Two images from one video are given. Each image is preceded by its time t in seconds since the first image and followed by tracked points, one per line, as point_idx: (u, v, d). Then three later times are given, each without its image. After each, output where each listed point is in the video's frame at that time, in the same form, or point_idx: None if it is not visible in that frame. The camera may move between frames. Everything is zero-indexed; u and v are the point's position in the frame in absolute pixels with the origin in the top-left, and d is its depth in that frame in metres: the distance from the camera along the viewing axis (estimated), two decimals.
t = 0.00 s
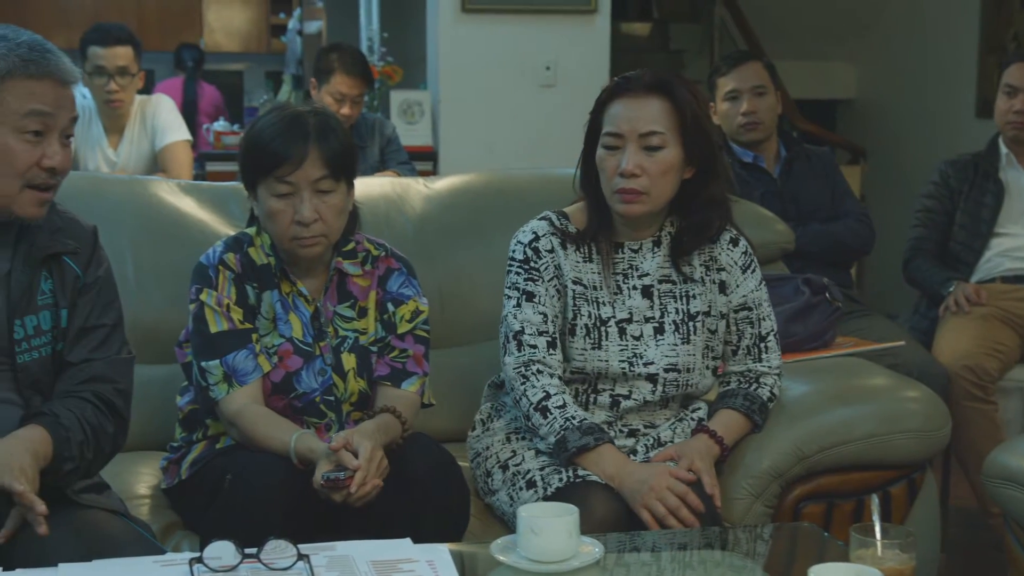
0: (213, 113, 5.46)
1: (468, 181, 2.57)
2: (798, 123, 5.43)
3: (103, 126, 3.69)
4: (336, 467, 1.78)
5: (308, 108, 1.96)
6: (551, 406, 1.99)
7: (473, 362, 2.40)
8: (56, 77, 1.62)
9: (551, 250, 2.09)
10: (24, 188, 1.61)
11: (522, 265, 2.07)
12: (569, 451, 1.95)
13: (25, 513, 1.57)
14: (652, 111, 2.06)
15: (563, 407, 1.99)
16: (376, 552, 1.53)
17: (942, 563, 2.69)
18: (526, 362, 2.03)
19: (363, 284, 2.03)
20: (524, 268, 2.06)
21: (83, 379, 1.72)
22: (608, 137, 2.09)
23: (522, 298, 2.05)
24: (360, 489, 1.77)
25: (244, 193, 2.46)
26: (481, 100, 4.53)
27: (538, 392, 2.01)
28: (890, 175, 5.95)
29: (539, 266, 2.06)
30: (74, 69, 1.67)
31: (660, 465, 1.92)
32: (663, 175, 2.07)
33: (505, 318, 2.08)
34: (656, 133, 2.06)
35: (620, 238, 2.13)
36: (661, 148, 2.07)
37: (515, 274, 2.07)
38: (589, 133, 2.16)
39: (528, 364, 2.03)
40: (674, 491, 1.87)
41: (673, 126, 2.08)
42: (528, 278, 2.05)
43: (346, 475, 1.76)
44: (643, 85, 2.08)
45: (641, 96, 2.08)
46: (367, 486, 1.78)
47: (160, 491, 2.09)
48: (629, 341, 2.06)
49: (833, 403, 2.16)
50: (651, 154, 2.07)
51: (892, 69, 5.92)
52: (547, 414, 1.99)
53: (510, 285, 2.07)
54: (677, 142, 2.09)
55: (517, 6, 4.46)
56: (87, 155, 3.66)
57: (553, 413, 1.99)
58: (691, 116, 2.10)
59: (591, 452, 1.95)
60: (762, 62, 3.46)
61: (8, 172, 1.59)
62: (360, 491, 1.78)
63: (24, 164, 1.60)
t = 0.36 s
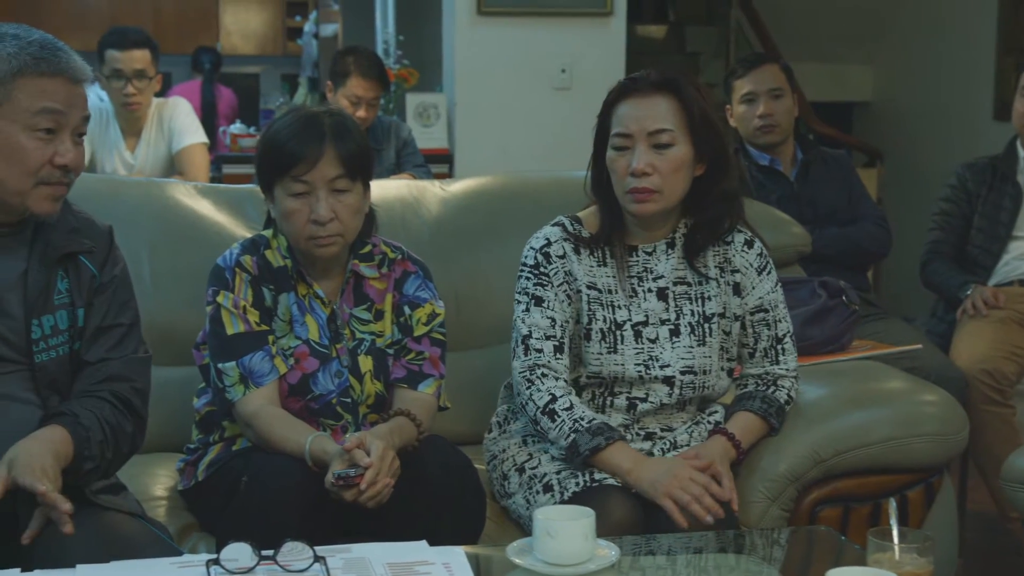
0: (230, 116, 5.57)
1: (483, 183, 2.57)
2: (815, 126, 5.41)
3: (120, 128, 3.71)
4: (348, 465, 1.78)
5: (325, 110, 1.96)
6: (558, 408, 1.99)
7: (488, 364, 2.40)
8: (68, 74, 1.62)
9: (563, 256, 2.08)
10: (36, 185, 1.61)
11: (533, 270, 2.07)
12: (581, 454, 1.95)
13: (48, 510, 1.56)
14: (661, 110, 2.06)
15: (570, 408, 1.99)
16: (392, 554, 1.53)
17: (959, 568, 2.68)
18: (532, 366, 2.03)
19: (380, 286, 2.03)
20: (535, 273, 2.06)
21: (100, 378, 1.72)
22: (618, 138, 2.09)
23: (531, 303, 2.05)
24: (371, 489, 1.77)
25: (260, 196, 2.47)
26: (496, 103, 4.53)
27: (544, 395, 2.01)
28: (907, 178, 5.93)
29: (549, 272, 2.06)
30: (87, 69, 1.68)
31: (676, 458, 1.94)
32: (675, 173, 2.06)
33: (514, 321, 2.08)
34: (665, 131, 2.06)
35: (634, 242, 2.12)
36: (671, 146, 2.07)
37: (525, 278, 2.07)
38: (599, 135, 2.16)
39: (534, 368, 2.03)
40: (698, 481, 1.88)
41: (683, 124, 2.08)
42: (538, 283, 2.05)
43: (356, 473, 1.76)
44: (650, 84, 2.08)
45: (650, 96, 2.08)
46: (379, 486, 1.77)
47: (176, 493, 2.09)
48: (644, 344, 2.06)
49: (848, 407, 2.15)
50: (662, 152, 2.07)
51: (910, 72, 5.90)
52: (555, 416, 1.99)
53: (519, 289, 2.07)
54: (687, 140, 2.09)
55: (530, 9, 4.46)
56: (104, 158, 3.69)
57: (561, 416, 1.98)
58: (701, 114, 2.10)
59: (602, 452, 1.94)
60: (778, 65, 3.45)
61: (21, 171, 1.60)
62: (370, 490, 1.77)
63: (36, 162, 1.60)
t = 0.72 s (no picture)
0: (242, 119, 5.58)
1: (499, 187, 2.58)
2: (832, 129, 5.39)
3: (138, 131, 3.74)
4: (361, 468, 1.79)
5: (341, 113, 1.96)
6: (560, 401, 2.01)
7: (503, 367, 2.41)
8: (79, 69, 1.62)
9: (578, 259, 2.09)
10: (50, 179, 1.60)
11: (546, 271, 2.07)
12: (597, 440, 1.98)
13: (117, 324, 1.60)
14: (679, 112, 2.07)
15: (572, 398, 2.01)
16: (407, 557, 1.53)
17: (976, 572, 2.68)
18: (530, 366, 2.04)
19: (395, 290, 2.04)
20: (548, 274, 2.07)
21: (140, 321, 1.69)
22: (635, 141, 2.09)
23: (539, 304, 2.05)
24: (383, 492, 1.77)
25: (276, 198, 2.47)
26: (512, 106, 4.53)
27: (544, 392, 2.02)
28: (924, 181, 5.91)
29: (563, 274, 2.07)
30: (97, 64, 1.68)
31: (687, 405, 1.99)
32: (693, 175, 2.06)
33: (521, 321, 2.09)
34: (682, 134, 2.06)
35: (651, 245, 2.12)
36: (688, 149, 2.07)
37: (538, 279, 2.08)
38: (617, 138, 2.16)
39: (531, 369, 2.04)
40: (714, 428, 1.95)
41: (700, 128, 2.08)
42: (549, 284, 2.06)
43: (368, 474, 1.76)
44: (666, 88, 2.08)
45: (667, 99, 2.08)
46: (391, 488, 1.78)
47: (193, 495, 2.10)
48: (660, 347, 2.05)
49: (864, 410, 2.14)
50: (679, 155, 2.07)
51: (928, 74, 5.87)
52: (559, 410, 2.00)
53: (530, 290, 2.08)
54: (705, 144, 2.09)
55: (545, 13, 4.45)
56: (121, 162, 3.72)
57: (564, 408, 2.00)
58: (717, 116, 2.10)
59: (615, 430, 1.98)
60: (795, 67, 3.44)
61: (35, 163, 1.58)
62: (382, 492, 1.77)
63: (50, 155, 1.59)
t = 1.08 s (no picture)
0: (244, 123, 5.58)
1: (514, 189, 2.58)
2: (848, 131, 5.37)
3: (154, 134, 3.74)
4: (375, 470, 1.78)
5: (357, 116, 1.97)
6: (569, 412, 2.02)
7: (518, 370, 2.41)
8: (93, 70, 1.62)
9: (596, 264, 2.09)
10: (67, 184, 1.61)
11: (564, 275, 2.07)
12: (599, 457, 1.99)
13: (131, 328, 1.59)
14: (700, 121, 2.06)
15: (581, 412, 2.02)
16: (422, 559, 1.53)
17: None
18: (543, 370, 2.05)
19: (411, 293, 2.04)
20: (566, 279, 2.07)
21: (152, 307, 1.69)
22: (655, 149, 2.08)
23: (556, 308, 2.05)
24: (395, 493, 1.77)
25: (292, 201, 2.48)
26: (527, 109, 4.54)
27: (555, 400, 2.03)
28: (940, 184, 5.89)
29: (581, 279, 2.07)
30: (109, 64, 1.68)
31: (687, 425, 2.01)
32: (712, 184, 2.06)
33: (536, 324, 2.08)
34: (703, 143, 2.06)
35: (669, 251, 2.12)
36: (708, 157, 2.06)
37: (555, 283, 2.07)
38: (637, 144, 2.16)
39: (545, 373, 2.04)
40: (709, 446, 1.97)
41: (720, 136, 2.08)
42: (567, 289, 2.06)
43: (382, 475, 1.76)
44: (687, 96, 2.08)
45: (687, 107, 2.07)
46: (404, 490, 1.77)
47: (208, 497, 2.11)
48: (677, 354, 2.05)
49: (880, 414, 2.13)
50: (699, 163, 2.06)
51: (944, 76, 5.86)
52: (568, 421, 2.02)
53: (547, 293, 2.07)
54: (725, 152, 2.08)
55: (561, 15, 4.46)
56: (137, 164, 3.72)
57: (573, 421, 2.01)
58: (738, 123, 2.09)
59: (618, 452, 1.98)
60: (809, 70, 3.44)
61: (51, 169, 1.59)
62: (395, 493, 1.77)
63: (65, 160, 1.59)
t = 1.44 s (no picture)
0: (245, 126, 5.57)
1: (529, 192, 2.58)
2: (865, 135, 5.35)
3: (170, 137, 3.75)
4: (390, 472, 1.78)
5: (373, 120, 1.97)
6: (592, 416, 2.01)
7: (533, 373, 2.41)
8: (96, 60, 1.65)
9: (618, 267, 2.08)
10: (78, 171, 1.63)
11: (586, 277, 2.06)
12: (623, 459, 1.99)
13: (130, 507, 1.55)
14: (721, 130, 2.05)
15: (603, 415, 2.01)
16: (439, 563, 1.52)
17: None
18: (567, 372, 2.03)
19: (427, 296, 2.04)
20: (588, 281, 2.06)
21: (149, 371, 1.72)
22: (676, 157, 2.08)
23: (579, 310, 2.04)
24: (412, 494, 1.76)
25: (307, 204, 2.49)
26: (542, 112, 4.54)
27: (579, 403, 2.02)
28: (958, 187, 5.87)
29: (603, 282, 2.06)
30: (116, 56, 1.70)
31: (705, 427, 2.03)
32: (732, 193, 2.06)
33: (558, 324, 2.07)
34: (724, 151, 2.05)
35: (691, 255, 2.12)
36: (729, 166, 2.06)
37: (577, 285, 2.06)
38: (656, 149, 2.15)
39: (569, 376, 2.03)
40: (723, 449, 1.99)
41: (741, 144, 2.07)
42: (589, 291, 2.05)
43: (398, 476, 1.76)
44: (709, 103, 2.07)
45: (709, 115, 2.07)
46: (421, 491, 1.77)
47: (224, 499, 2.11)
48: (697, 358, 2.05)
49: (897, 418, 2.13)
50: (719, 172, 2.06)
51: (960, 79, 5.83)
52: (591, 425, 2.01)
53: (569, 295, 2.06)
54: (746, 160, 2.08)
55: (576, 17, 4.46)
56: (154, 167, 3.73)
57: (597, 424, 2.01)
58: (759, 132, 2.09)
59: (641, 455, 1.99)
60: (824, 72, 3.43)
61: (61, 155, 1.61)
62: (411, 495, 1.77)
63: (75, 146, 1.62)
